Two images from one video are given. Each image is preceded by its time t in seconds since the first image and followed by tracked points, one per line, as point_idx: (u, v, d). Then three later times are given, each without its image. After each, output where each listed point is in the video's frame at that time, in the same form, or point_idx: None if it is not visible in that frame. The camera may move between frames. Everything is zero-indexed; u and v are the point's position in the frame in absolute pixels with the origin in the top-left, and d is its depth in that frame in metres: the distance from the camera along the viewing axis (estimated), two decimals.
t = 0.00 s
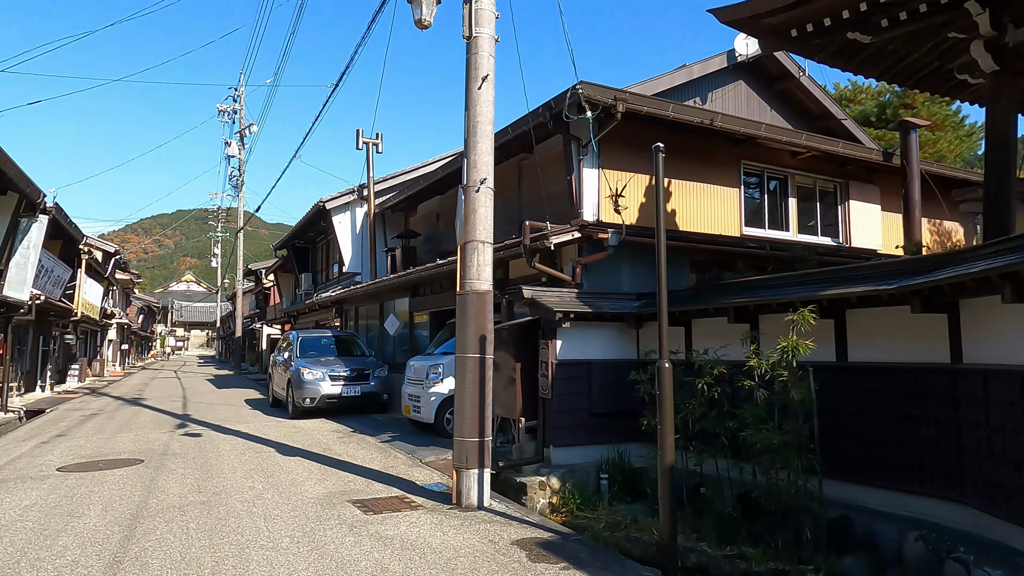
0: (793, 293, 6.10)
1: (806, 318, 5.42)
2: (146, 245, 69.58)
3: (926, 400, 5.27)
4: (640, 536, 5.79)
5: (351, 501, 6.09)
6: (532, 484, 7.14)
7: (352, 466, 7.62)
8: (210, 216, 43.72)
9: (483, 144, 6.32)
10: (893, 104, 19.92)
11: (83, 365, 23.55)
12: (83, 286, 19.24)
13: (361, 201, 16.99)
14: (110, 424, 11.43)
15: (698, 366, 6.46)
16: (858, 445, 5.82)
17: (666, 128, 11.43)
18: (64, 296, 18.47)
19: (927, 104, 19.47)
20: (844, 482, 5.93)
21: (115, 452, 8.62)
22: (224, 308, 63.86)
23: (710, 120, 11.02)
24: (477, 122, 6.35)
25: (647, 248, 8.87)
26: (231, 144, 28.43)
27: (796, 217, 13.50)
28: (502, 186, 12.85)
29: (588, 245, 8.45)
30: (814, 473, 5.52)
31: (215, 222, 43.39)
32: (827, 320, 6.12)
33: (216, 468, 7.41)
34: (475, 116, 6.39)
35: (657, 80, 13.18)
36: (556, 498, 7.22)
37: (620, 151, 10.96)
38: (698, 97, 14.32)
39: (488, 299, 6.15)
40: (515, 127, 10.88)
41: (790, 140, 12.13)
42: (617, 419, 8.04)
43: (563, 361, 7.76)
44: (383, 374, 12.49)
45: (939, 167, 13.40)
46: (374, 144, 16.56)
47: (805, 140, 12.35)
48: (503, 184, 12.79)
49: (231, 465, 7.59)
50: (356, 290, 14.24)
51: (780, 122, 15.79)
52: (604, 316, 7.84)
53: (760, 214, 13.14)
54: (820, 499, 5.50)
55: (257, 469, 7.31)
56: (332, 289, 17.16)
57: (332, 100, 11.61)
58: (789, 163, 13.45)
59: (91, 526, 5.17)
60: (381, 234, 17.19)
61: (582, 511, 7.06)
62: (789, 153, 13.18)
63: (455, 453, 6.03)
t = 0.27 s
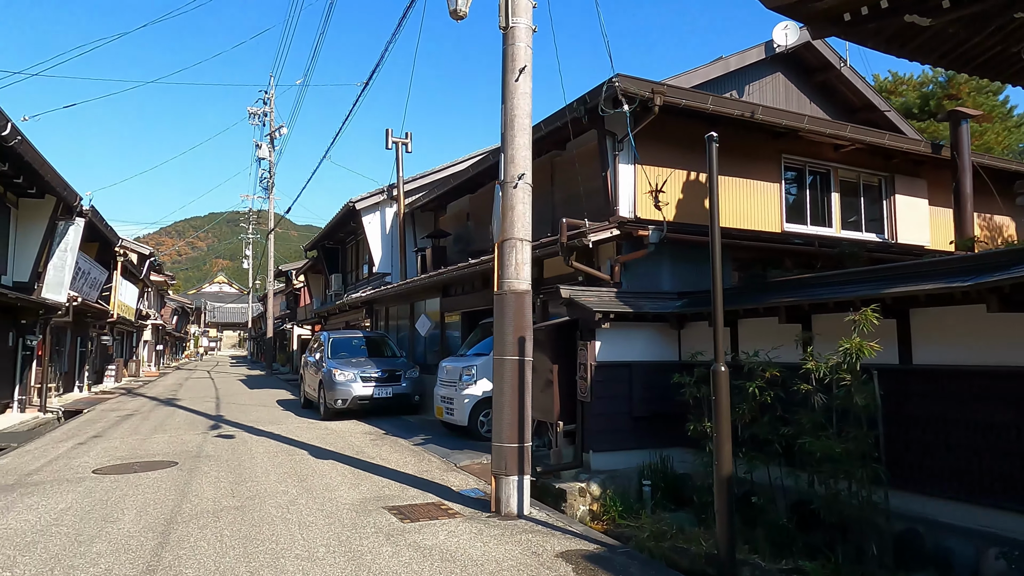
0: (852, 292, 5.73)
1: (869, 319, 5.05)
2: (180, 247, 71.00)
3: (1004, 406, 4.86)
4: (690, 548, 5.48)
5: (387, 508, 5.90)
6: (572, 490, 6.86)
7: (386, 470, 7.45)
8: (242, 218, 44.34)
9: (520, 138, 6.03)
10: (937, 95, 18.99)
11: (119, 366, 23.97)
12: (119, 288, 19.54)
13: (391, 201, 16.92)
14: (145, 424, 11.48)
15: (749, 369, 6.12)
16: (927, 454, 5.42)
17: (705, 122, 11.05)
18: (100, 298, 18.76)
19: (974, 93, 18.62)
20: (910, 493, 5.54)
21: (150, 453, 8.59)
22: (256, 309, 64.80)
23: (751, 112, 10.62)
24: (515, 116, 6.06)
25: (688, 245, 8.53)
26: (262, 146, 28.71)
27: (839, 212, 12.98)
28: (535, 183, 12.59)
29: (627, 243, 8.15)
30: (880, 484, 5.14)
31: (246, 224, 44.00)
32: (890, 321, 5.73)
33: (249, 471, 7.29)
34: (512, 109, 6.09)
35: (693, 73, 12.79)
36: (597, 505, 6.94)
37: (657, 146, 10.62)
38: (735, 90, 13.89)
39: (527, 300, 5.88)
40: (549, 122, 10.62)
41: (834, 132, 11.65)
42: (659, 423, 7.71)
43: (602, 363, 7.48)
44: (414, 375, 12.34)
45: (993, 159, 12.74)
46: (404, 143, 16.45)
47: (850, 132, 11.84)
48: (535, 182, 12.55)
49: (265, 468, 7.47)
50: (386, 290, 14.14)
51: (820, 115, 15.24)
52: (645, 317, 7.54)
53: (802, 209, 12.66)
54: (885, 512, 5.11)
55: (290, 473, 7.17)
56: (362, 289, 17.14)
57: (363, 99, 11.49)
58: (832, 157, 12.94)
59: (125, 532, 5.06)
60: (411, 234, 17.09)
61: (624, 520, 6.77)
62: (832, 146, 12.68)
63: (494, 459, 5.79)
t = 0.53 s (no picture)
0: (916, 285, 5.32)
1: (939, 313, 4.66)
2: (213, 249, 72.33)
3: None
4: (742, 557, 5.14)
5: (421, 511, 5.69)
6: (613, 493, 6.54)
7: (419, 471, 7.26)
8: (272, 219, 44.88)
9: (558, 126, 5.70)
10: (983, 83, 17.81)
11: (155, 365, 24.36)
12: (153, 288, 19.80)
13: (420, 199, 16.81)
14: (179, 423, 11.51)
15: (802, 367, 5.75)
16: (1002, 459, 4.99)
17: (744, 111, 10.63)
18: (136, 298, 19.03)
19: None
20: (983, 501, 5.13)
21: (183, 452, 8.55)
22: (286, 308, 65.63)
23: (793, 100, 10.17)
24: (552, 103, 5.72)
25: (730, 238, 8.17)
26: (291, 147, 28.93)
27: (886, 204, 12.41)
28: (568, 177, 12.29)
29: (666, 236, 7.83)
30: (952, 491, 4.74)
31: (277, 224, 44.51)
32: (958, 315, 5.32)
33: (281, 472, 7.17)
34: (549, 95, 5.75)
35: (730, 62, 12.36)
36: (638, 509, 6.62)
37: (694, 137, 10.25)
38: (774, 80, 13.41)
39: (566, 295, 5.58)
40: (582, 115, 10.33)
41: (881, 120, 11.12)
42: (702, 424, 7.36)
43: (642, 361, 7.16)
44: (445, 374, 12.16)
45: None
46: (433, 141, 16.32)
47: (897, 120, 11.30)
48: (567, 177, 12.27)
49: (296, 468, 7.34)
50: (416, 289, 14.01)
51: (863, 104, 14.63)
52: (687, 313, 7.21)
53: (846, 202, 12.13)
54: (960, 522, 4.70)
55: (322, 473, 7.03)
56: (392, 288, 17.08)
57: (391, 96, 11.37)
58: (877, 146, 12.38)
59: (156, 534, 4.94)
60: (440, 232, 16.95)
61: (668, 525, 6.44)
62: (877, 135, 12.13)
63: (532, 462, 5.52)
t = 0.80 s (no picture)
0: (988, 282, 4.90)
1: (1018, 312, 4.25)
2: (247, 250, 73.63)
3: None
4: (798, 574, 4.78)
5: (455, 519, 5.47)
6: (654, 502, 6.20)
7: (451, 476, 7.05)
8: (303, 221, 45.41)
9: (596, 117, 5.40)
10: None
11: (190, 365, 24.75)
12: (188, 289, 20.07)
13: (450, 198, 16.67)
14: (212, 424, 11.54)
15: (860, 370, 5.37)
16: None
17: (785, 102, 10.19)
18: (171, 299, 19.31)
19: None
20: None
21: (215, 454, 8.51)
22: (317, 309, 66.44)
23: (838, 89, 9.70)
24: (589, 93, 5.42)
25: (775, 234, 7.78)
26: (321, 148, 29.15)
27: (936, 198, 11.79)
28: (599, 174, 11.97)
29: (708, 233, 7.48)
30: None
31: (308, 226, 45.03)
32: None
33: (312, 475, 7.04)
34: (585, 85, 5.45)
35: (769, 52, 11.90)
36: (681, 519, 6.27)
37: (733, 130, 9.85)
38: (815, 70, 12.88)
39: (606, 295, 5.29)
40: (616, 108, 10.02)
41: (932, 109, 10.55)
42: (747, 429, 6.99)
43: (683, 363, 6.81)
44: (476, 375, 11.97)
45: None
46: (462, 139, 16.16)
47: (950, 109, 10.72)
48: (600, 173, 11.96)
49: (327, 472, 7.20)
50: (446, 288, 13.85)
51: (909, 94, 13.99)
52: (731, 312, 6.85)
53: (893, 195, 11.57)
54: None
55: (353, 477, 6.88)
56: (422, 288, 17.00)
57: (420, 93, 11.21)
58: (926, 137, 11.78)
59: (185, 541, 4.81)
60: (470, 231, 16.79)
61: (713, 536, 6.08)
62: (927, 125, 11.54)
63: (570, 470, 5.24)
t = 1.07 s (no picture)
0: None
1: None
2: (277, 251, 74.71)
3: None
4: None
5: (488, 524, 5.25)
6: (695, 507, 5.88)
7: (483, 478, 6.85)
8: (332, 221, 45.81)
9: (634, 104, 5.10)
10: None
11: (221, 364, 25.07)
12: (219, 289, 20.28)
13: (478, 195, 16.51)
14: (242, 423, 11.55)
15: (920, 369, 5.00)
16: None
17: (827, 91, 9.76)
18: (202, 299, 19.53)
19: None
20: None
21: (244, 453, 8.45)
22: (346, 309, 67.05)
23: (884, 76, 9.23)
24: (627, 79, 5.12)
25: (819, 226, 7.41)
26: (349, 149, 29.30)
27: (987, 189, 11.21)
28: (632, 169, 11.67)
29: (749, 226, 7.14)
30: None
31: (336, 226, 45.41)
32: None
33: (341, 476, 6.91)
34: (622, 71, 5.15)
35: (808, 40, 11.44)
36: (724, 525, 5.95)
37: (772, 120, 9.46)
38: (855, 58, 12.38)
39: (645, 290, 5.01)
40: (649, 100, 9.71)
41: (984, 95, 10.00)
42: (793, 431, 6.64)
43: (725, 362, 6.49)
44: (506, 374, 11.76)
45: None
46: (490, 136, 15.97)
47: (1003, 95, 10.16)
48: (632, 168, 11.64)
49: (357, 473, 7.07)
50: (475, 287, 13.68)
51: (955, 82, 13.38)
52: (775, 309, 6.52)
53: (941, 187, 11.03)
54: None
55: (383, 479, 6.73)
56: (451, 287, 16.89)
57: (447, 89, 11.05)
58: (976, 126, 11.21)
59: (212, 544, 4.69)
60: (498, 228, 16.60)
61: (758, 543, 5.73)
62: (977, 113, 10.98)
63: (609, 474, 4.98)
